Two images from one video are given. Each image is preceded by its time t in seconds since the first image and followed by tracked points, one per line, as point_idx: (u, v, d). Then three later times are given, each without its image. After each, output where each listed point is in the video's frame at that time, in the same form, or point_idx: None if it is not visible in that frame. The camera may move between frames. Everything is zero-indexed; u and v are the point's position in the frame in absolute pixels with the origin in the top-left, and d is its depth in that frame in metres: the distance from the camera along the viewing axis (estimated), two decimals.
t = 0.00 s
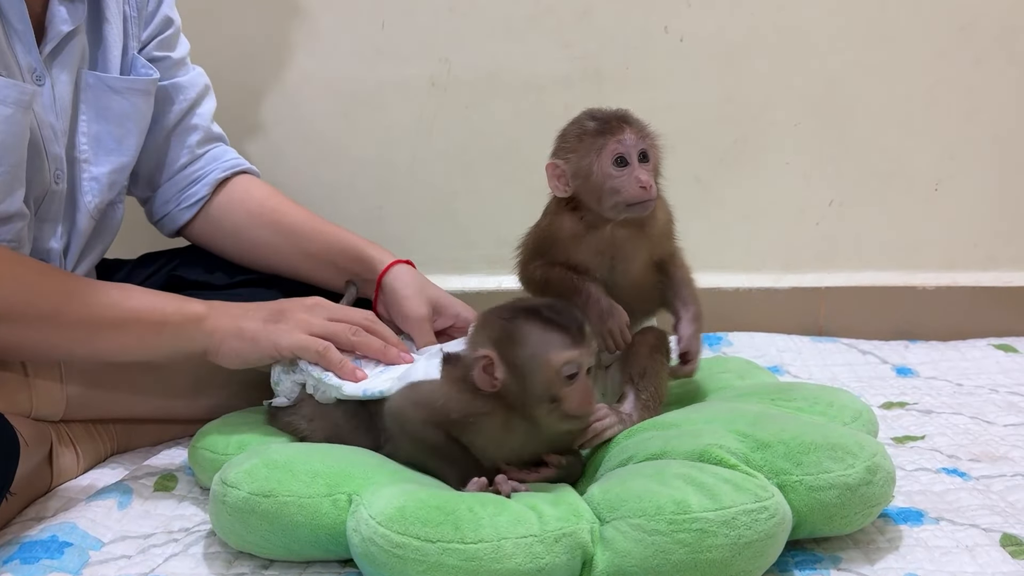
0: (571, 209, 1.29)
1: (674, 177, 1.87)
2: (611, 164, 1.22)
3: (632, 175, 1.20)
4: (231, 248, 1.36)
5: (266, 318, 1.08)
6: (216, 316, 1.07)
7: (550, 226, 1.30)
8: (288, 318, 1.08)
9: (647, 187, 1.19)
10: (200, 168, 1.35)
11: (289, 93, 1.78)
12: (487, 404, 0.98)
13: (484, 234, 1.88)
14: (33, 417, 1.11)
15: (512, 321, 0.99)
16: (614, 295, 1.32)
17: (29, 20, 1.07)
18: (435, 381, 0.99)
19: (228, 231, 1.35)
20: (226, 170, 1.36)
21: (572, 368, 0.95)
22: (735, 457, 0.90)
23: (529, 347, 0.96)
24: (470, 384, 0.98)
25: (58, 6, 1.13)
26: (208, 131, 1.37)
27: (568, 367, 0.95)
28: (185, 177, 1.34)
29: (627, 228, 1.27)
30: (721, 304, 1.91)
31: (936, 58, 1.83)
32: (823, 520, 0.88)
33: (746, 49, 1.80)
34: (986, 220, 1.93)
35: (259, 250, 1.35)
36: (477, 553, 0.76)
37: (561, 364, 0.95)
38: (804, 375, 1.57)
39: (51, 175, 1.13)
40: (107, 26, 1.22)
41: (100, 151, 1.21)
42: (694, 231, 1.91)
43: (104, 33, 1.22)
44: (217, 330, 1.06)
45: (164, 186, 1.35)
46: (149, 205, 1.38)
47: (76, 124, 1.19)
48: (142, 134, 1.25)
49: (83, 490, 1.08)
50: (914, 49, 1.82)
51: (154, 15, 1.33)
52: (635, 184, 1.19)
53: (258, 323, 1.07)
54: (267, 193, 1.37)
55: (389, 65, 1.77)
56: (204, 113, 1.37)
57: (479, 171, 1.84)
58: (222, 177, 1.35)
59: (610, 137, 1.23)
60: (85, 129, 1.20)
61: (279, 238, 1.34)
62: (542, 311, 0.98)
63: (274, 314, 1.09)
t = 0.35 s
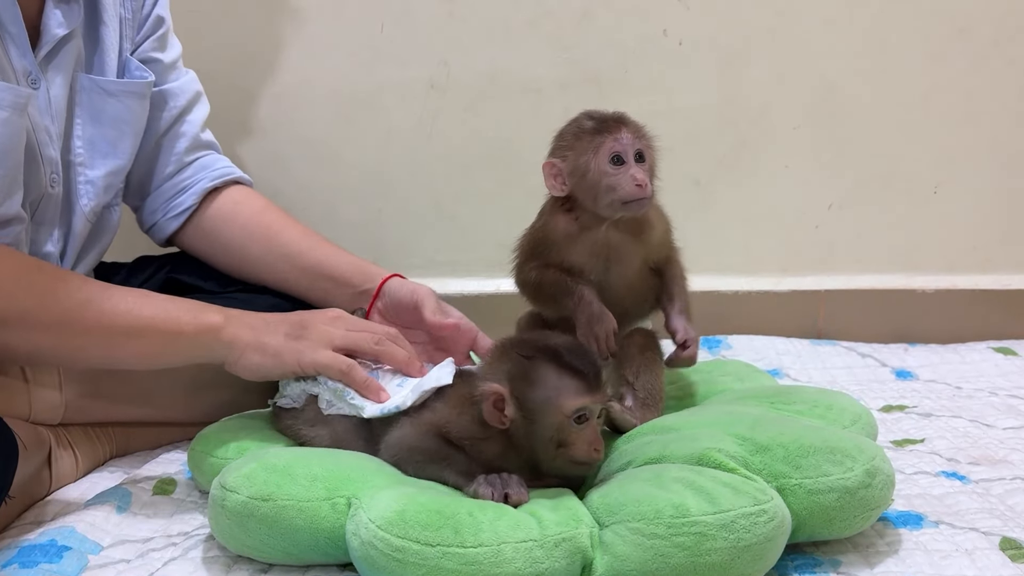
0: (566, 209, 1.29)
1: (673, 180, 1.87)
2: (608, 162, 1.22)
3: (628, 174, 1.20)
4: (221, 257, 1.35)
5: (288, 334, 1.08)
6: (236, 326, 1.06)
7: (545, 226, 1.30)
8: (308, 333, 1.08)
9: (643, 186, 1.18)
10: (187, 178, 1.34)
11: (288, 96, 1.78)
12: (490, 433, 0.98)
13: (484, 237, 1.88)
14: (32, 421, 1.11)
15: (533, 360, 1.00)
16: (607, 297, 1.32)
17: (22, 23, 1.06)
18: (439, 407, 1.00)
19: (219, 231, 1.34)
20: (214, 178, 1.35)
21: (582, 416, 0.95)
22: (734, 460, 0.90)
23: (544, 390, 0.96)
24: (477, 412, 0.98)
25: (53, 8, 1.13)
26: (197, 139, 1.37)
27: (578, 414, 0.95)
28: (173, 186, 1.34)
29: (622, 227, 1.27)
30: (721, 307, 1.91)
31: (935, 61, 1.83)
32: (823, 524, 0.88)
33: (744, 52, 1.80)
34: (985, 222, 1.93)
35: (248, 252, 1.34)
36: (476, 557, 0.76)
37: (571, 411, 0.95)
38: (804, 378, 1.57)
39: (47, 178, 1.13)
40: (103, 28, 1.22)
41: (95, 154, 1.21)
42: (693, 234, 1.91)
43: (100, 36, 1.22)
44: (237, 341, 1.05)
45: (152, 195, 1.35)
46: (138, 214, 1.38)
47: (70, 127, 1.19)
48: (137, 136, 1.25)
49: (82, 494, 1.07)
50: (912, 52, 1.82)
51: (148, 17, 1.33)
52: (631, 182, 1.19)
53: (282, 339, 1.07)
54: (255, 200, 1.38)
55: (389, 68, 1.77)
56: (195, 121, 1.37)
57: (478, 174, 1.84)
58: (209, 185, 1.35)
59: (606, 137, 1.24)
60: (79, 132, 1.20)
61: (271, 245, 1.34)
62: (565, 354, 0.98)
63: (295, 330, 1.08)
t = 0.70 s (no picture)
0: (567, 211, 1.29)
1: (674, 183, 1.87)
2: (608, 169, 1.23)
3: (628, 181, 1.21)
4: (222, 269, 1.33)
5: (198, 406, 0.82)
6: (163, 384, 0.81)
7: (547, 228, 1.30)
8: (229, 405, 0.80)
9: (643, 194, 1.19)
10: (193, 190, 1.33)
11: (289, 98, 1.78)
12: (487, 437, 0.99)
13: (485, 240, 1.88)
14: (33, 424, 1.11)
15: (526, 366, 0.99)
16: (610, 297, 1.32)
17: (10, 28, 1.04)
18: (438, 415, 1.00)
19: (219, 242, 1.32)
20: (220, 191, 1.33)
21: (572, 424, 0.95)
22: (736, 463, 0.90)
23: (535, 398, 0.96)
24: (472, 418, 0.99)
25: (45, 16, 1.12)
26: (201, 150, 1.36)
27: (567, 422, 0.95)
28: (178, 199, 1.33)
29: (624, 230, 1.27)
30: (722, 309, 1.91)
31: (935, 64, 1.83)
32: (825, 527, 0.88)
33: (745, 56, 1.81)
34: (986, 225, 1.93)
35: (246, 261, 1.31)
36: (477, 561, 0.75)
37: (560, 419, 0.95)
38: (805, 381, 1.57)
39: (38, 185, 1.12)
40: (102, 37, 1.21)
41: (96, 163, 1.20)
42: (694, 237, 1.91)
43: (99, 44, 1.21)
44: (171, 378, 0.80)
45: (157, 208, 1.35)
46: (144, 224, 1.38)
47: (70, 136, 1.18)
48: (139, 145, 1.25)
49: (83, 497, 1.07)
50: (912, 53, 1.82)
51: (152, 26, 1.35)
52: (630, 191, 1.20)
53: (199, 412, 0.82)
54: (256, 210, 1.36)
55: (390, 71, 1.78)
56: (199, 131, 1.37)
57: (479, 177, 1.84)
58: (215, 198, 1.33)
59: (609, 143, 1.24)
60: (79, 142, 1.19)
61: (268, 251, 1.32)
62: (556, 361, 0.97)
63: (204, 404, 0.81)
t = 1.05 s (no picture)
0: (570, 214, 1.29)
1: (677, 184, 1.87)
2: (606, 177, 1.23)
3: (627, 190, 1.21)
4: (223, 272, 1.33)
5: (266, 401, 0.92)
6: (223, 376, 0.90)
7: (549, 231, 1.30)
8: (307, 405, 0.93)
9: (640, 204, 1.20)
10: (194, 193, 1.33)
11: (291, 99, 1.78)
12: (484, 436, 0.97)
13: (487, 241, 1.88)
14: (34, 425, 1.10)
15: (520, 362, 1.00)
16: (609, 301, 1.32)
17: None
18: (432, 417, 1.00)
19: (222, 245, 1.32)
20: (221, 196, 1.32)
21: (569, 416, 0.95)
22: (739, 466, 0.90)
23: (531, 391, 0.96)
24: (467, 417, 0.98)
25: (33, 17, 1.11)
26: (202, 152, 1.35)
27: (565, 414, 0.95)
28: (179, 202, 1.33)
29: (625, 235, 1.27)
30: (725, 311, 1.91)
31: (937, 67, 1.83)
32: (829, 530, 0.88)
33: (746, 57, 1.81)
34: (988, 227, 1.93)
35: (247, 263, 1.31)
36: (479, 560, 0.75)
37: (558, 412, 0.95)
38: (807, 383, 1.56)
39: (25, 185, 1.11)
40: (101, 38, 1.21)
41: (94, 165, 1.21)
42: (696, 239, 1.91)
43: (98, 46, 1.21)
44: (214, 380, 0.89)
45: (159, 211, 1.35)
46: (149, 227, 1.38)
47: (66, 137, 1.17)
48: (137, 146, 1.25)
49: (85, 498, 1.07)
50: (914, 55, 1.82)
51: (153, 27, 1.34)
52: (628, 200, 1.20)
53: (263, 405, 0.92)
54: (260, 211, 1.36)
55: (391, 73, 1.78)
56: (200, 132, 1.36)
57: (481, 178, 1.84)
58: (216, 203, 1.32)
59: (610, 150, 1.23)
60: (77, 143, 1.18)
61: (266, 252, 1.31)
62: (550, 356, 0.98)
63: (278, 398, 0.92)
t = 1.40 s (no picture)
0: (573, 217, 1.30)
1: (679, 185, 1.87)
2: (600, 181, 1.23)
3: (621, 193, 1.21)
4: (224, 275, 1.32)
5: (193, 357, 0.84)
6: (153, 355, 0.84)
7: (554, 234, 1.30)
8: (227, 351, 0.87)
9: (634, 208, 1.20)
10: (194, 196, 1.32)
11: (293, 100, 1.78)
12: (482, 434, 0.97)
13: (488, 242, 1.88)
14: (36, 425, 1.10)
15: (522, 356, 0.99)
16: (615, 301, 1.32)
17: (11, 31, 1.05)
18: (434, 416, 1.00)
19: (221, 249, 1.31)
20: (221, 200, 1.33)
21: (565, 413, 0.95)
22: (741, 467, 0.90)
23: (530, 386, 0.96)
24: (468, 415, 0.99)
25: (48, 23, 1.11)
26: (204, 157, 1.35)
27: (561, 411, 0.95)
28: (179, 206, 1.32)
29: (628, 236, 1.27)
30: (726, 312, 1.91)
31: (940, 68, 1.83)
32: (831, 531, 0.88)
33: (748, 58, 1.80)
34: (991, 228, 1.93)
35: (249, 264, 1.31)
36: (483, 568, 0.75)
37: (554, 408, 0.95)
38: (809, 384, 1.56)
39: (29, 187, 1.11)
40: (109, 48, 1.22)
41: (101, 170, 1.20)
42: (698, 239, 1.91)
43: (107, 55, 1.22)
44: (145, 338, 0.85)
45: (161, 214, 1.34)
46: (149, 230, 1.38)
47: (74, 143, 1.17)
48: (143, 153, 1.25)
49: (87, 499, 1.07)
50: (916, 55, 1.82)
51: (160, 38, 1.35)
52: (622, 204, 1.20)
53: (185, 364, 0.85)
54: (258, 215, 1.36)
55: (393, 73, 1.78)
56: (204, 139, 1.37)
57: (482, 179, 1.84)
58: (216, 206, 1.32)
59: (603, 154, 1.24)
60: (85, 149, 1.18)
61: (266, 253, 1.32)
62: (554, 352, 0.98)
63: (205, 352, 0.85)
